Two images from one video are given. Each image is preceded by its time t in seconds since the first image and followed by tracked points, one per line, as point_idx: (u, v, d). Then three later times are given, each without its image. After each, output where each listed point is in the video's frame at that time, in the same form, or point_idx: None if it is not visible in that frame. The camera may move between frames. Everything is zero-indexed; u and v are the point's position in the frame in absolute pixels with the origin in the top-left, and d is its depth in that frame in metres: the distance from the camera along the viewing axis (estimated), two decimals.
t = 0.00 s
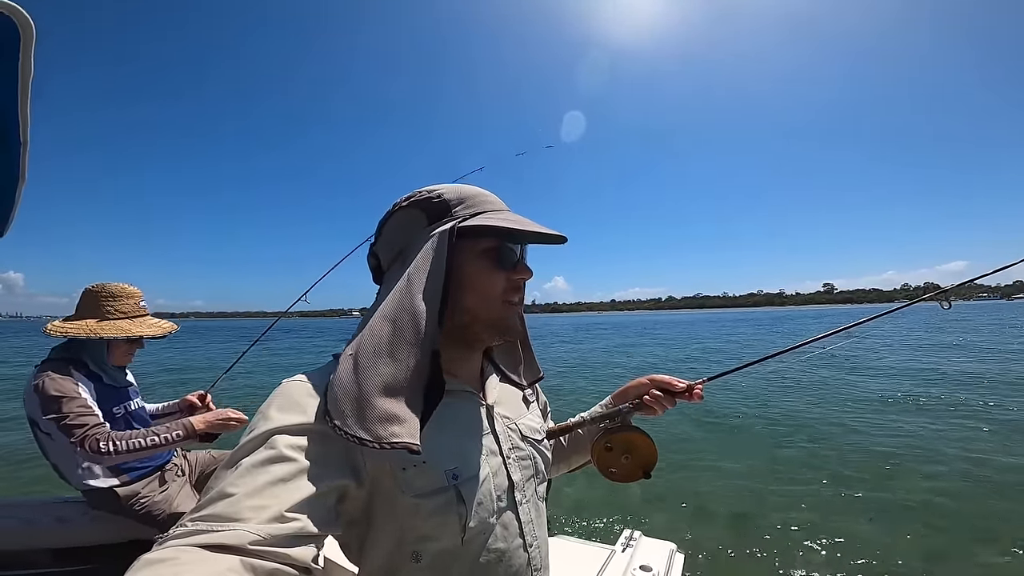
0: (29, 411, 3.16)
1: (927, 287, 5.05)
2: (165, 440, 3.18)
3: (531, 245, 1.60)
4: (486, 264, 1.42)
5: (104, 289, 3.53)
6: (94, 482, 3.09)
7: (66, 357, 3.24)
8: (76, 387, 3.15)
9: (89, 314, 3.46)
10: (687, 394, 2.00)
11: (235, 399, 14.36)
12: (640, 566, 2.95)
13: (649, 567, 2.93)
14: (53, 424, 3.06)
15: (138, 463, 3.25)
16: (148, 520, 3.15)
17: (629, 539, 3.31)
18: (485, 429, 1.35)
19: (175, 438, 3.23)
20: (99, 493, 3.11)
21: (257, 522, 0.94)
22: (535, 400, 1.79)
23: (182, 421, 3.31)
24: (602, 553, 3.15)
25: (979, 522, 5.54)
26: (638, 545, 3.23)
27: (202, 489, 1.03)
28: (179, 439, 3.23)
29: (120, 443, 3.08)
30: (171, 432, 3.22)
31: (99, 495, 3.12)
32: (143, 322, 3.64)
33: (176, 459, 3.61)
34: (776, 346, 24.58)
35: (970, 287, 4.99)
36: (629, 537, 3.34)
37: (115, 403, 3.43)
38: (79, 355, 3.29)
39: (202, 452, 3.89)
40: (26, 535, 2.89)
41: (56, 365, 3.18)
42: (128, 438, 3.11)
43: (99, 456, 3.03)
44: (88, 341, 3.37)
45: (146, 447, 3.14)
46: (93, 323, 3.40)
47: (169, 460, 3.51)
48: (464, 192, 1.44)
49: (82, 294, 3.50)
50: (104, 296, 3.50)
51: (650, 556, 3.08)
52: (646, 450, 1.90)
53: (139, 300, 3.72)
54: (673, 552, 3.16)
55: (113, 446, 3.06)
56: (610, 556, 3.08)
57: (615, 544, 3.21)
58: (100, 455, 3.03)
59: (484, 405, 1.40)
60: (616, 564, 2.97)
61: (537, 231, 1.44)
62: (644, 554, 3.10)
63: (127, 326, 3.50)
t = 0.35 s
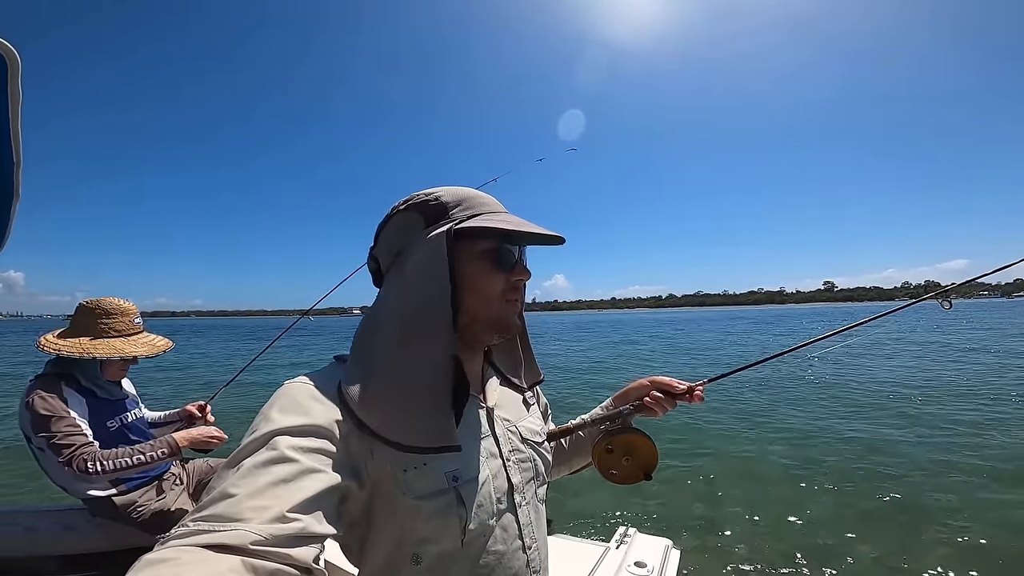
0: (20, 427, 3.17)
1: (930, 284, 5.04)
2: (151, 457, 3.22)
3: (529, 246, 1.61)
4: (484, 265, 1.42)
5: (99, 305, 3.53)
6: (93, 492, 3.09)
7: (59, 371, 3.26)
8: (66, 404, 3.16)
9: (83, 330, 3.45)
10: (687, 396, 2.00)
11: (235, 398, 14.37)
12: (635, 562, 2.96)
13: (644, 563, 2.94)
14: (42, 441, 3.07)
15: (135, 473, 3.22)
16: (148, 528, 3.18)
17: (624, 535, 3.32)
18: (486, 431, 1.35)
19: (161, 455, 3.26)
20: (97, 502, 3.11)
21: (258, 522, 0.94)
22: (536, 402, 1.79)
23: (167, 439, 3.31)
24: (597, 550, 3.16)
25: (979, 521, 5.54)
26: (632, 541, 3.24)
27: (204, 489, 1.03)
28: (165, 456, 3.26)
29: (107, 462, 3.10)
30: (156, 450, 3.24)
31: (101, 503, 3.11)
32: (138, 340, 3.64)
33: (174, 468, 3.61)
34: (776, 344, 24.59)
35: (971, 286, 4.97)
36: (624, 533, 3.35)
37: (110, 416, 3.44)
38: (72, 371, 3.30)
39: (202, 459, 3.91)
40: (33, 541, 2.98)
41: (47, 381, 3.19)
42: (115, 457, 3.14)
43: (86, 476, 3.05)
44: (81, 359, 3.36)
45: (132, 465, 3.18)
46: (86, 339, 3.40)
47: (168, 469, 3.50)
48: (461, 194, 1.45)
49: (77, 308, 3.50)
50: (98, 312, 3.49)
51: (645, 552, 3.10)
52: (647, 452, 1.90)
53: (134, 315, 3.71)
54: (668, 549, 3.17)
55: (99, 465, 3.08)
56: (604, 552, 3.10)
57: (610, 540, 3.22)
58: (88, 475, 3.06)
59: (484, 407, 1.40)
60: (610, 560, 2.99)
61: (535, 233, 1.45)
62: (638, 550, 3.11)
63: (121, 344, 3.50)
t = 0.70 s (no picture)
0: (20, 426, 3.18)
1: (932, 286, 5.03)
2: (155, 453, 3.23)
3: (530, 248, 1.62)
4: (484, 268, 1.43)
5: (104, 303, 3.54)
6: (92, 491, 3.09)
7: (55, 371, 3.24)
8: (67, 403, 3.17)
9: (87, 329, 3.46)
10: (688, 398, 2.00)
11: (236, 396, 14.40)
12: (637, 563, 2.96)
13: (646, 565, 2.94)
14: (44, 440, 3.08)
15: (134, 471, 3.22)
16: (146, 527, 3.20)
17: (627, 536, 3.32)
18: (486, 434, 1.36)
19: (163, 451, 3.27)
20: (96, 500, 3.14)
21: (261, 522, 0.95)
22: (537, 405, 1.80)
23: (166, 433, 3.33)
24: (600, 550, 3.16)
25: (980, 523, 5.53)
26: (635, 542, 3.24)
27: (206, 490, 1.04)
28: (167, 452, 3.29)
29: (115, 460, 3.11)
30: (158, 447, 3.26)
31: (100, 503, 3.15)
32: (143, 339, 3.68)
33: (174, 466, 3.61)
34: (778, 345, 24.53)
35: (975, 288, 4.96)
36: (626, 535, 3.35)
37: (109, 414, 3.47)
38: (69, 369, 3.30)
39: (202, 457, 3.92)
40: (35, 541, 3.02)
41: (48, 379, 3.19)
42: (122, 456, 3.15)
43: (94, 475, 3.07)
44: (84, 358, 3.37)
45: (138, 463, 3.18)
46: (94, 337, 3.42)
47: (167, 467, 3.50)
48: (460, 198, 1.46)
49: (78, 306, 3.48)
50: (105, 310, 3.51)
51: (647, 553, 3.09)
52: (648, 454, 1.90)
53: (137, 315, 3.73)
54: (670, 550, 3.17)
55: (108, 464, 3.11)
56: (607, 554, 3.10)
57: (613, 542, 3.22)
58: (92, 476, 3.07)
59: (484, 411, 1.40)
60: (613, 562, 2.98)
61: (534, 235, 1.45)
62: (641, 552, 3.10)
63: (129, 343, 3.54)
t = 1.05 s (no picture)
0: (19, 414, 3.17)
1: (934, 290, 5.01)
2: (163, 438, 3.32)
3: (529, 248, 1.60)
4: (478, 269, 1.43)
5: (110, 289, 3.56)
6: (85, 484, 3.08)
7: (54, 357, 3.25)
8: (67, 389, 3.17)
9: (93, 313, 3.47)
10: (692, 400, 1.99)
11: (236, 398, 14.37)
12: (646, 571, 2.94)
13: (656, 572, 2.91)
14: (44, 427, 3.09)
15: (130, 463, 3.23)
16: (143, 524, 3.19)
17: (635, 544, 3.30)
18: (487, 434, 1.36)
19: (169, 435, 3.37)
20: (89, 495, 3.12)
21: (261, 522, 0.94)
22: (538, 406, 1.80)
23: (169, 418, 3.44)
24: (609, 558, 3.14)
25: (984, 529, 5.49)
26: (644, 550, 3.22)
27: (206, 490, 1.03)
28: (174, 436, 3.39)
29: (124, 446, 3.16)
30: (166, 430, 3.36)
31: (95, 496, 3.13)
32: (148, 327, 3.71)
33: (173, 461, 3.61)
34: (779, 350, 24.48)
35: (977, 293, 4.95)
36: (635, 542, 3.32)
37: (108, 403, 3.46)
38: (68, 356, 3.30)
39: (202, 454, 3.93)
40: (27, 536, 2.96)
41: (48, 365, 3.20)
42: (130, 442, 3.20)
43: (106, 460, 3.10)
44: (88, 343, 3.37)
45: (146, 448, 3.24)
46: (101, 322, 3.44)
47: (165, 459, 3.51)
48: (456, 198, 1.45)
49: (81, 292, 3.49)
50: (111, 296, 3.54)
51: (657, 562, 3.07)
52: (652, 457, 1.89)
53: (141, 302, 3.75)
54: (680, 559, 3.14)
55: (117, 450, 3.13)
56: (617, 562, 3.08)
57: (622, 550, 3.20)
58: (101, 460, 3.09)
59: (484, 412, 1.40)
60: (623, 570, 2.96)
61: (530, 234, 1.44)
62: (651, 560, 3.08)
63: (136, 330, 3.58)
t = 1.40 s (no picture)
0: (19, 412, 3.16)
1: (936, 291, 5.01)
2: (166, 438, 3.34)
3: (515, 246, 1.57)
4: (450, 269, 1.43)
5: (104, 286, 3.54)
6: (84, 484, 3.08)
7: (51, 355, 3.25)
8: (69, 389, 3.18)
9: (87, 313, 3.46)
10: (693, 400, 1.99)
11: (237, 396, 14.40)
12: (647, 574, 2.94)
13: None
14: (45, 428, 3.08)
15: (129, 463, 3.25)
16: (139, 523, 3.17)
17: (635, 548, 3.30)
18: (486, 434, 1.35)
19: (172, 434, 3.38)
20: (87, 494, 3.11)
21: (261, 522, 0.94)
22: (539, 407, 1.80)
23: (172, 416, 3.46)
24: (609, 561, 3.14)
25: (982, 533, 5.50)
26: (644, 554, 3.23)
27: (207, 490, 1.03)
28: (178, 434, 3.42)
29: (131, 447, 3.20)
30: (170, 429, 3.38)
31: (92, 496, 3.12)
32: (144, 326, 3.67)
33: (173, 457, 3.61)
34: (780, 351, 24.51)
35: (978, 294, 4.95)
36: (636, 546, 3.33)
37: (109, 402, 3.47)
38: (66, 354, 3.28)
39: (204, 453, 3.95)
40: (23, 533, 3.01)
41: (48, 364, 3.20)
42: (137, 442, 3.23)
43: (111, 460, 3.14)
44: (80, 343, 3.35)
45: (151, 448, 3.28)
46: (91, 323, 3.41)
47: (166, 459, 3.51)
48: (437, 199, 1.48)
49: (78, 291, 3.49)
50: (104, 293, 3.52)
51: (657, 565, 3.07)
52: (654, 458, 1.89)
53: (140, 299, 3.75)
54: (680, 563, 3.14)
55: (124, 450, 3.18)
56: (616, 565, 3.08)
57: (622, 553, 3.20)
58: (106, 459, 3.12)
59: (483, 412, 1.40)
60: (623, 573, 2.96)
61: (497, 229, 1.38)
62: (651, 563, 3.08)
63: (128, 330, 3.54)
